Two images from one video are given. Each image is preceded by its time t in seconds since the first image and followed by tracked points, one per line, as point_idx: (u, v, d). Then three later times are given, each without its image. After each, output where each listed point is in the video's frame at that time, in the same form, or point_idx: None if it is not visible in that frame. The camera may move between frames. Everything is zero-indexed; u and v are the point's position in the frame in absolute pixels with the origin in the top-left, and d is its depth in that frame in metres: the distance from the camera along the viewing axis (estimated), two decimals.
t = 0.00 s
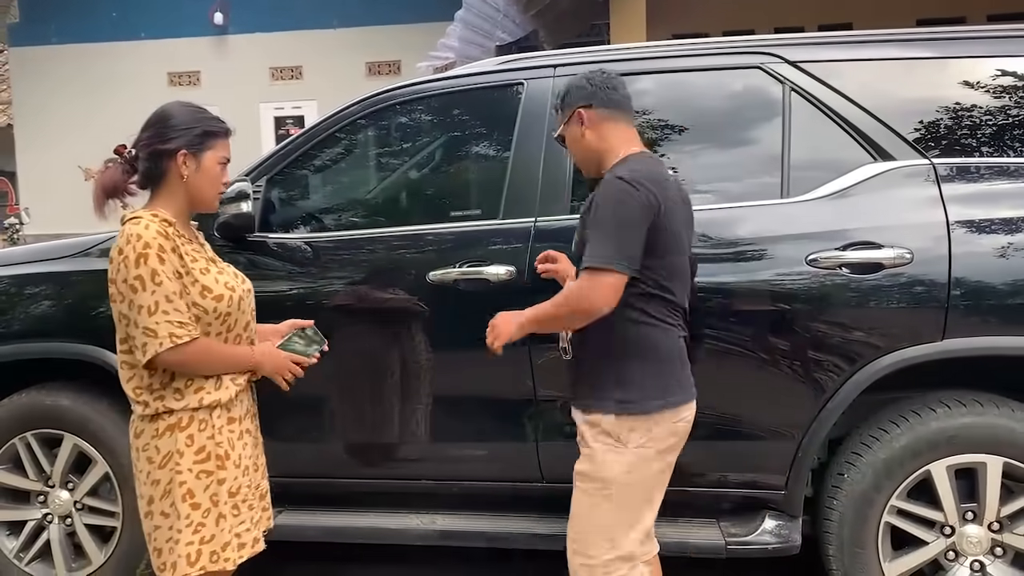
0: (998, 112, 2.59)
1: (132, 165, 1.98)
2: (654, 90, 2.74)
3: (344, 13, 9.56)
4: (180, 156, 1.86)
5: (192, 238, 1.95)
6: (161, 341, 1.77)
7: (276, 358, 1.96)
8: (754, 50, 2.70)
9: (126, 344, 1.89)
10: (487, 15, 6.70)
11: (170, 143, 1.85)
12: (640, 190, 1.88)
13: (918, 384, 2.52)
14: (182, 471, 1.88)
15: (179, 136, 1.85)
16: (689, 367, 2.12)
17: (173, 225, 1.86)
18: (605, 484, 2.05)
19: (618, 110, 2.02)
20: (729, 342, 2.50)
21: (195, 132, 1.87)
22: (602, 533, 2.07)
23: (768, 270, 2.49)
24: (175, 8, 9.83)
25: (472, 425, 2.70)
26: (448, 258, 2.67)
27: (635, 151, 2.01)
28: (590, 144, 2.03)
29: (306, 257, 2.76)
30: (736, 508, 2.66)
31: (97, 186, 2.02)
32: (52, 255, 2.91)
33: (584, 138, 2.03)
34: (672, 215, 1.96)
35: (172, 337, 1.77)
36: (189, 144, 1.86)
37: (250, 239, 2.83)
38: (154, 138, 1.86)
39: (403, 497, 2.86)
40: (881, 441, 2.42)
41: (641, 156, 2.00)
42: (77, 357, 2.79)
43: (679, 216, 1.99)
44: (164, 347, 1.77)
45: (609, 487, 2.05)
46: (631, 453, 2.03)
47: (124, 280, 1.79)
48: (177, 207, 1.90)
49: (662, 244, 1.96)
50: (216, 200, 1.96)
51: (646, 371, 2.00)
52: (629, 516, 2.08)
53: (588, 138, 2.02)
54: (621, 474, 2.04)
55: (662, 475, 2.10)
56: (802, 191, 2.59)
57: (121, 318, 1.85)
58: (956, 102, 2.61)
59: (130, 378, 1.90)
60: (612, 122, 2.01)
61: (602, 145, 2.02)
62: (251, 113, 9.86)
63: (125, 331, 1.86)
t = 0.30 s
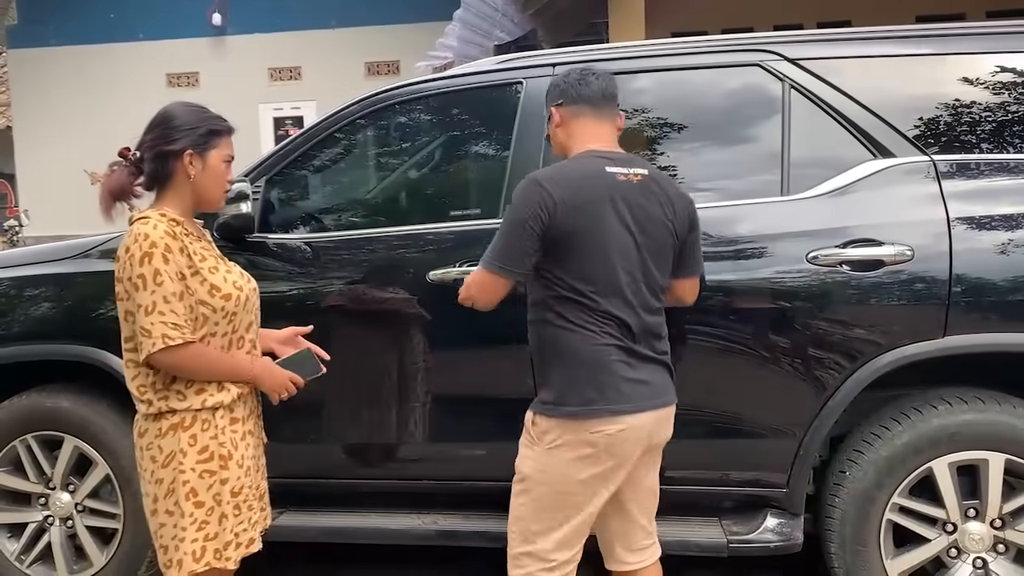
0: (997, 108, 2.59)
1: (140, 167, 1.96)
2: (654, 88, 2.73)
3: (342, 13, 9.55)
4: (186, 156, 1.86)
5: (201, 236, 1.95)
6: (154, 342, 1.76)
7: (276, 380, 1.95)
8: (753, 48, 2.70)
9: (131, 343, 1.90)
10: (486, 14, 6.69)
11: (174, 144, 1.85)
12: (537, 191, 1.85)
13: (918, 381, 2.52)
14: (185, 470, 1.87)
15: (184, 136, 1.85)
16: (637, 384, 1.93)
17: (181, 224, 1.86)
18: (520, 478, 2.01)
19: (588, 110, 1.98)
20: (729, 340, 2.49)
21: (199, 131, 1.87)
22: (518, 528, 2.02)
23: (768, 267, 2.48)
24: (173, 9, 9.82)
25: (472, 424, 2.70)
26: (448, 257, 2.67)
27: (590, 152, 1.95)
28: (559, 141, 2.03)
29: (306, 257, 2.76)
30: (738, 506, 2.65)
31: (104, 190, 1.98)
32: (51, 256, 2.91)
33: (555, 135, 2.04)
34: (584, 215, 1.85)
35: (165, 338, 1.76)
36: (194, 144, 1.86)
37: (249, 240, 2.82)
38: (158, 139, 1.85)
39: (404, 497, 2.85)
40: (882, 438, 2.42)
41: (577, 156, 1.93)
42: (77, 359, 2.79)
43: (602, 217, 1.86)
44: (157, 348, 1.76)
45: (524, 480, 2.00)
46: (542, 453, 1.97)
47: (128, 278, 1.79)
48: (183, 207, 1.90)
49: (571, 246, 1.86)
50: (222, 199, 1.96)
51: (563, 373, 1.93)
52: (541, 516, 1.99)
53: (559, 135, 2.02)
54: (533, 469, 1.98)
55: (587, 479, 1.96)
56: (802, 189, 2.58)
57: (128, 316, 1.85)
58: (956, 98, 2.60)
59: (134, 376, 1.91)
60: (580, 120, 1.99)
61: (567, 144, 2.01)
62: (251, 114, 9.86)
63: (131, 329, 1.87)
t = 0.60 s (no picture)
0: (994, 105, 2.59)
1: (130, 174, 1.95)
2: (650, 87, 2.72)
3: (339, 14, 9.55)
4: (178, 158, 1.86)
5: (193, 239, 1.95)
6: (137, 347, 1.76)
7: (243, 440, 1.89)
8: (749, 46, 2.70)
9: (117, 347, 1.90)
10: (482, 14, 6.69)
11: (166, 146, 1.85)
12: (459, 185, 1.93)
13: (917, 377, 2.52)
14: (177, 479, 1.87)
15: (175, 138, 1.85)
16: (565, 382, 1.86)
17: (172, 227, 1.86)
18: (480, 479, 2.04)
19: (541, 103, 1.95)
20: (728, 339, 2.50)
21: (189, 132, 1.87)
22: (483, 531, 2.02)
23: (765, 265, 2.49)
24: (168, 11, 9.80)
25: (471, 425, 2.70)
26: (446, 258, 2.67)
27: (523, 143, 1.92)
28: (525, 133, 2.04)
29: (304, 259, 2.76)
30: (738, 505, 2.66)
31: (98, 200, 1.98)
32: (49, 260, 2.90)
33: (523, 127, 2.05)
34: (493, 209, 1.87)
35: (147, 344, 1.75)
36: (185, 145, 1.86)
37: (247, 242, 2.82)
38: (150, 144, 1.86)
39: (404, 498, 2.86)
40: (881, 435, 2.42)
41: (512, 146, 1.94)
42: (76, 363, 2.79)
43: (514, 207, 1.85)
44: (138, 353, 1.76)
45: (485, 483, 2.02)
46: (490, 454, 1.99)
47: (116, 280, 1.79)
48: (178, 210, 1.90)
49: (487, 240, 1.90)
50: (217, 200, 1.97)
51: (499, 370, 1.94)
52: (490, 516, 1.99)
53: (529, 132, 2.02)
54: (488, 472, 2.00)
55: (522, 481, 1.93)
56: (799, 187, 2.58)
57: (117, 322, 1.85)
58: (953, 95, 2.60)
59: (122, 382, 1.91)
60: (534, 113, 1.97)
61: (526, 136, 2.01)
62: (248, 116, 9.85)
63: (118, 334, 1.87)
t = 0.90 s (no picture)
0: (987, 101, 2.60)
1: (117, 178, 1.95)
2: (645, 86, 2.72)
3: (333, 15, 9.53)
4: (167, 160, 1.84)
5: (178, 243, 1.93)
6: (95, 352, 1.74)
7: (178, 482, 1.83)
8: (743, 44, 2.69)
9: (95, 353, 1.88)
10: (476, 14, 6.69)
11: (153, 148, 1.83)
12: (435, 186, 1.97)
13: (913, 375, 2.52)
14: (153, 496, 1.86)
15: (162, 139, 1.83)
16: (534, 382, 1.87)
17: (152, 229, 1.84)
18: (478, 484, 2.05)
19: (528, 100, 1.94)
20: (725, 338, 2.49)
21: (177, 131, 1.85)
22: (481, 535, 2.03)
23: (761, 264, 2.48)
24: (161, 13, 9.75)
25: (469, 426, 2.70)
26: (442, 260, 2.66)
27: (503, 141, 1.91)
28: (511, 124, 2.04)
29: (299, 262, 2.75)
30: (735, 504, 2.66)
31: (86, 206, 2.00)
32: (43, 265, 2.89)
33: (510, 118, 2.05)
34: (464, 209, 1.89)
35: (104, 350, 1.73)
36: (174, 147, 1.84)
37: (241, 245, 2.81)
38: (135, 146, 1.84)
39: (402, 500, 2.85)
40: (878, 433, 2.42)
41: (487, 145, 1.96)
42: (72, 367, 2.78)
43: (482, 208, 1.87)
44: (95, 360, 1.74)
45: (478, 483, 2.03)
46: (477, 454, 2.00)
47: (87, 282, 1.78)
48: (166, 213, 1.89)
49: (461, 240, 1.93)
50: (207, 202, 1.95)
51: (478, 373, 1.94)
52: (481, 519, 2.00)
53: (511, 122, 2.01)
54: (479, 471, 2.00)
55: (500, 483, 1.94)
56: (795, 185, 2.58)
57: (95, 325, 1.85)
58: (947, 92, 2.60)
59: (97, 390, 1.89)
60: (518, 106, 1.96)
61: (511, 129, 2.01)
62: (242, 118, 9.83)
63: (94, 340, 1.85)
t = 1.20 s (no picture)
0: (982, 105, 2.59)
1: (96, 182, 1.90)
2: (640, 89, 2.70)
3: (327, 18, 9.50)
4: (151, 165, 1.81)
5: (162, 252, 1.90)
6: (88, 372, 1.69)
7: (140, 519, 1.78)
8: (739, 48, 2.68)
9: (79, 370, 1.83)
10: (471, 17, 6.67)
11: (137, 153, 1.80)
12: (433, 194, 1.88)
13: (912, 380, 2.51)
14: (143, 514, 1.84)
15: (147, 143, 1.80)
16: (547, 389, 1.84)
17: (137, 240, 1.81)
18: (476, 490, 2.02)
19: (522, 106, 1.91)
20: (722, 345, 2.48)
21: (163, 137, 1.82)
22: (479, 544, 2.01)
23: (756, 269, 2.47)
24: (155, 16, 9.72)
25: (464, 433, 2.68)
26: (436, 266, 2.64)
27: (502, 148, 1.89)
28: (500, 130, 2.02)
29: (293, 268, 2.73)
30: (732, 511, 2.64)
31: (62, 207, 1.95)
32: (34, 271, 2.87)
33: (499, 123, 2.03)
34: (470, 218, 1.83)
35: (98, 369, 1.69)
36: (158, 152, 1.82)
37: (234, 251, 2.79)
38: (119, 149, 1.80)
39: (397, 508, 2.84)
40: (875, 439, 2.41)
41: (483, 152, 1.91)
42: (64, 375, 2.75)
43: (491, 216, 1.82)
44: (89, 379, 1.69)
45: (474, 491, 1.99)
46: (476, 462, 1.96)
47: (73, 298, 1.73)
48: (149, 220, 1.86)
49: (466, 249, 1.86)
50: (190, 210, 1.92)
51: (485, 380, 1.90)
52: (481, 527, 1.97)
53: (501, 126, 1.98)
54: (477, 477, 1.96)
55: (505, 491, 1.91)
56: (791, 189, 2.57)
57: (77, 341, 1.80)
58: (942, 96, 2.59)
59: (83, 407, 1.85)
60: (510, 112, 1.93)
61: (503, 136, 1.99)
62: (236, 121, 9.80)
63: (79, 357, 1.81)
